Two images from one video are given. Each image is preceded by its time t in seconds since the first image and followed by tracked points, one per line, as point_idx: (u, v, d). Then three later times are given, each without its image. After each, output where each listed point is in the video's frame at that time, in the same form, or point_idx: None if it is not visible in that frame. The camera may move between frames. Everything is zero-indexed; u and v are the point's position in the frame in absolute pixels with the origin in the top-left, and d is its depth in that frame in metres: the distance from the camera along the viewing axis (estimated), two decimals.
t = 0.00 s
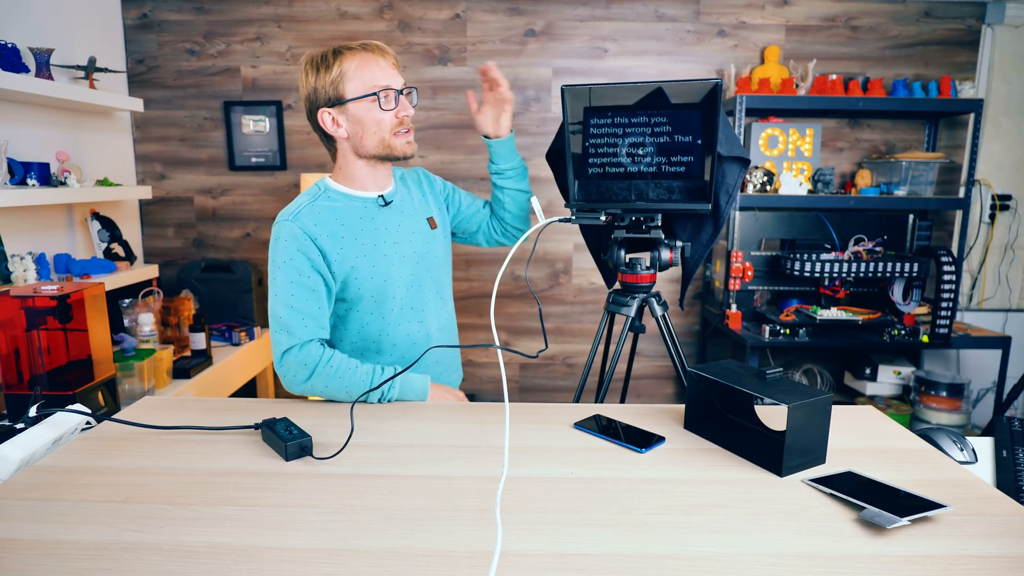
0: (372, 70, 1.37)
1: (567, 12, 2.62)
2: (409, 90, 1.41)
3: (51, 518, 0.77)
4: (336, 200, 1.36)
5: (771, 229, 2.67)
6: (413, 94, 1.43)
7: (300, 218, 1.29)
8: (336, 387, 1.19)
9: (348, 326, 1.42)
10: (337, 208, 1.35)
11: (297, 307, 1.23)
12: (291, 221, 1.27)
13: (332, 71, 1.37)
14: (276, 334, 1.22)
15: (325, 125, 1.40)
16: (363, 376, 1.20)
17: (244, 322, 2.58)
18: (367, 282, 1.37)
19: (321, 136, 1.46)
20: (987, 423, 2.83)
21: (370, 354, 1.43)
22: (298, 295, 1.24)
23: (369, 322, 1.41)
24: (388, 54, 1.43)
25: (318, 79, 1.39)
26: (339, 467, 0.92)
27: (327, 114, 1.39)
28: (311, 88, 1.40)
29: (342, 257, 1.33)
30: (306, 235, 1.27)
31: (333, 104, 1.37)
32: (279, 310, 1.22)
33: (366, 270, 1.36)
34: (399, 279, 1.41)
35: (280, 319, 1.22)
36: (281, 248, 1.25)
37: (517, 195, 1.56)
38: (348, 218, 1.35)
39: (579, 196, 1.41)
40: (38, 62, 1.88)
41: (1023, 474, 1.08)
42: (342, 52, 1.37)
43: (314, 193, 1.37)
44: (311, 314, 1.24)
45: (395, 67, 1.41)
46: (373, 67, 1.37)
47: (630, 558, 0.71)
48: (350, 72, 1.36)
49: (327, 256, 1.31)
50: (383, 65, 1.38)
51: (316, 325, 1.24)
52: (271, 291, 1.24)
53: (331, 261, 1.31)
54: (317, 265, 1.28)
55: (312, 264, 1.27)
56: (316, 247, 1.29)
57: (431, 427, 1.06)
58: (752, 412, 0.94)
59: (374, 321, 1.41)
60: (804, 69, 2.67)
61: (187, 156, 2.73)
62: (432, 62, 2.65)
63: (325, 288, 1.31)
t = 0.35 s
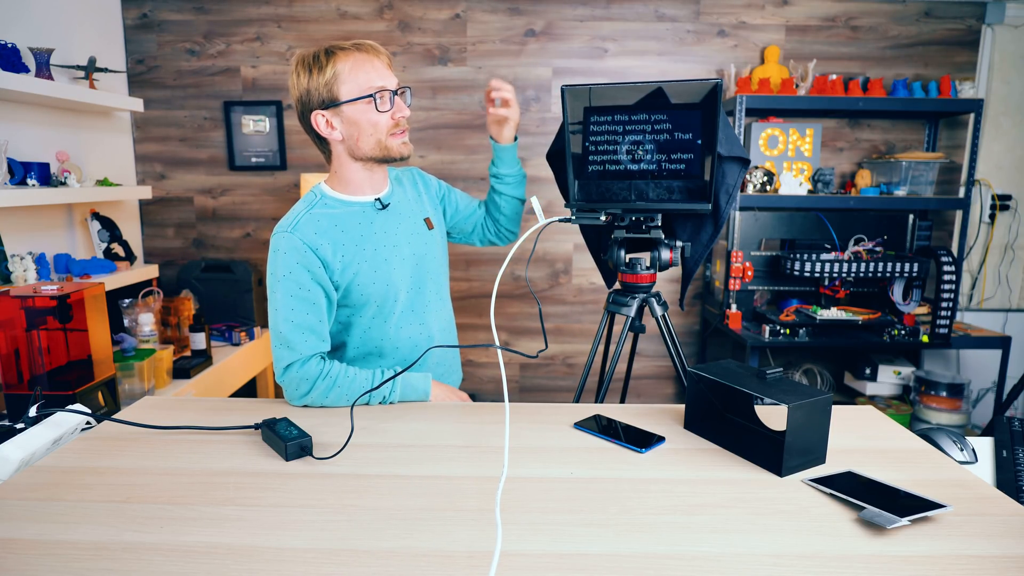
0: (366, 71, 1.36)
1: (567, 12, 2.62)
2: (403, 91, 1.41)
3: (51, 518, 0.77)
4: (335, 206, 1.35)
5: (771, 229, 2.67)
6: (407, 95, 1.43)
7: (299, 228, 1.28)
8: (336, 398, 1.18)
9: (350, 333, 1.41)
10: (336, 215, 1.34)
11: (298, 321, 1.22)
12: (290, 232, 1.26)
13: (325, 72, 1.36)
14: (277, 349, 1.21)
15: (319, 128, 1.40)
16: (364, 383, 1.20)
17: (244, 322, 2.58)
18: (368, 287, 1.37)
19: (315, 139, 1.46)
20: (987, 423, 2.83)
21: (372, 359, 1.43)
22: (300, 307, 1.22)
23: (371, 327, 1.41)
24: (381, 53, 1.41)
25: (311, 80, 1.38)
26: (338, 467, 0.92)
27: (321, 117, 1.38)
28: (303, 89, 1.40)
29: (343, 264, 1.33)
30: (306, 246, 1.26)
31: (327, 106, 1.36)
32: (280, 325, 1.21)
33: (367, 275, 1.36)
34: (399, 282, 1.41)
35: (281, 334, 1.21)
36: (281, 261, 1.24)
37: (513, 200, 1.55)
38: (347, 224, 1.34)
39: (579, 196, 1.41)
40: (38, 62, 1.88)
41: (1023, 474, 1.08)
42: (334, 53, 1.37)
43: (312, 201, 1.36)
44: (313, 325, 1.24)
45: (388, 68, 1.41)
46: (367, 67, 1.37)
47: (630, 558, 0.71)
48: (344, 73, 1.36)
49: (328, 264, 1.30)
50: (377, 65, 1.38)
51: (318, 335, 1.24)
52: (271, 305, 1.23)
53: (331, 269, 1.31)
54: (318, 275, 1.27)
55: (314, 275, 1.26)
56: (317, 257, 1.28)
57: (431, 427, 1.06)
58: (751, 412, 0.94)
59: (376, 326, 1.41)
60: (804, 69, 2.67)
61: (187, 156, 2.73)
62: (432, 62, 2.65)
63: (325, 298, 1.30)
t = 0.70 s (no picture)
0: (363, 68, 1.37)
1: (567, 12, 2.62)
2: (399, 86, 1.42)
3: (51, 518, 0.77)
4: (335, 206, 1.35)
5: (771, 229, 2.67)
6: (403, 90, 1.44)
7: (300, 225, 1.28)
8: (345, 396, 1.19)
9: (348, 334, 1.41)
10: (336, 214, 1.34)
11: (299, 317, 1.23)
12: (291, 229, 1.26)
13: (321, 73, 1.37)
14: (280, 345, 1.22)
15: (320, 130, 1.41)
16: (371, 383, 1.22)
17: (244, 322, 2.58)
18: (366, 289, 1.37)
19: (315, 142, 1.46)
20: (987, 424, 2.83)
21: (368, 360, 1.44)
22: (299, 305, 1.23)
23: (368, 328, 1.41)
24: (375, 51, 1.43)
25: (308, 82, 1.39)
26: (339, 467, 0.92)
27: (321, 118, 1.39)
28: (300, 92, 1.40)
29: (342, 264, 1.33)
30: (306, 243, 1.27)
31: (326, 107, 1.37)
32: (281, 321, 1.22)
33: (365, 277, 1.36)
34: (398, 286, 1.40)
35: (282, 330, 1.22)
36: (280, 257, 1.24)
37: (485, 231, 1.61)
38: (347, 224, 1.34)
39: (579, 196, 1.42)
40: (38, 62, 1.88)
41: (1023, 474, 1.08)
42: (329, 53, 1.37)
43: (313, 199, 1.36)
44: (312, 324, 1.24)
45: (382, 64, 1.42)
46: (363, 65, 1.38)
47: (630, 558, 0.71)
48: (340, 73, 1.37)
49: (327, 263, 1.30)
50: (372, 62, 1.39)
51: (315, 334, 1.24)
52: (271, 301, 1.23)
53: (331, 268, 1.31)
54: (317, 274, 1.27)
55: (313, 273, 1.27)
56: (316, 255, 1.28)
57: (431, 427, 1.06)
58: (751, 411, 0.94)
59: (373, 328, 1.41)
60: (804, 69, 2.67)
61: (187, 156, 2.73)
62: (432, 62, 2.65)
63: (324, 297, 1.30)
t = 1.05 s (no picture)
0: (357, 69, 1.37)
1: (567, 12, 2.62)
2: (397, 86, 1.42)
3: (51, 518, 0.77)
4: (335, 209, 1.35)
5: (771, 229, 2.67)
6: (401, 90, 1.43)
7: (300, 228, 1.28)
8: (345, 398, 1.20)
9: (348, 337, 1.42)
10: (336, 217, 1.34)
11: (300, 320, 1.23)
12: (291, 233, 1.26)
13: (317, 75, 1.37)
14: (282, 348, 1.23)
15: (318, 133, 1.41)
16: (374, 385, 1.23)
17: (244, 322, 2.58)
18: (366, 292, 1.36)
19: (315, 146, 1.46)
20: (987, 423, 2.83)
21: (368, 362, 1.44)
22: (299, 308, 1.24)
23: (367, 331, 1.41)
24: (370, 52, 1.42)
25: (304, 86, 1.39)
26: (339, 467, 0.92)
27: (318, 121, 1.39)
28: (297, 96, 1.41)
29: (343, 267, 1.33)
30: (305, 247, 1.27)
31: (323, 110, 1.37)
32: (281, 324, 1.23)
33: (365, 281, 1.36)
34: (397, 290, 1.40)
35: (283, 332, 1.23)
36: (280, 260, 1.24)
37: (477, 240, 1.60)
38: (348, 227, 1.34)
39: (579, 196, 1.42)
40: (38, 62, 1.88)
41: (1023, 474, 1.08)
42: (324, 56, 1.37)
43: (313, 201, 1.35)
44: (311, 328, 1.24)
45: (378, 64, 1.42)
46: (358, 65, 1.37)
47: (630, 558, 0.71)
48: (336, 74, 1.37)
49: (327, 267, 1.30)
50: (367, 62, 1.38)
51: (316, 337, 1.24)
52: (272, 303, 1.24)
53: (331, 272, 1.31)
54: (317, 277, 1.27)
55: (313, 276, 1.27)
56: (316, 258, 1.28)
57: (431, 427, 1.06)
58: (751, 412, 0.94)
59: (373, 330, 1.41)
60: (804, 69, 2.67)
61: (187, 156, 2.73)
62: (432, 62, 2.65)
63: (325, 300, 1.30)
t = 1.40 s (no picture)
0: (373, 71, 1.36)
1: (567, 12, 2.62)
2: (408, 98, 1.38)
3: (51, 518, 0.77)
4: (336, 206, 1.35)
5: (771, 229, 2.67)
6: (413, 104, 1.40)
7: (300, 224, 1.28)
8: (339, 393, 1.19)
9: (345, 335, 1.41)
10: (337, 214, 1.34)
11: (296, 316, 1.24)
12: (291, 229, 1.27)
13: (338, 67, 1.38)
14: (277, 344, 1.24)
15: (326, 121, 1.42)
16: (365, 379, 1.22)
17: (244, 322, 2.58)
18: (364, 289, 1.36)
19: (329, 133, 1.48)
20: (987, 423, 2.83)
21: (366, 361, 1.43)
22: (296, 304, 1.24)
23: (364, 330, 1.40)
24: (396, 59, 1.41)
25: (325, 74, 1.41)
26: (339, 467, 0.92)
27: (326, 109, 1.40)
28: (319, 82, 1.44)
29: (341, 263, 1.33)
30: (305, 243, 1.27)
31: (330, 101, 1.38)
32: (278, 319, 1.23)
33: (363, 277, 1.36)
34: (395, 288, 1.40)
35: (279, 327, 1.23)
36: (280, 255, 1.25)
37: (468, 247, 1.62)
38: (348, 224, 1.34)
39: (579, 196, 1.41)
40: (38, 62, 1.88)
41: (1023, 474, 1.08)
42: (351, 51, 1.38)
43: (315, 197, 1.36)
44: (307, 323, 1.25)
45: (400, 73, 1.40)
46: (375, 69, 1.36)
47: (630, 558, 0.71)
48: (352, 71, 1.37)
49: (326, 263, 1.30)
50: (386, 67, 1.37)
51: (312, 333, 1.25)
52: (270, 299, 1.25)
53: (329, 268, 1.31)
54: (316, 273, 1.27)
55: (312, 271, 1.27)
56: (315, 254, 1.29)
57: (432, 427, 1.06)
58: (752, 412, 0.94)
59: (371, 329, 1.41)
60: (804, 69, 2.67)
61: (187, 156, 2.73)
62: (432, 62, 2.65)
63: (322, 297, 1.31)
